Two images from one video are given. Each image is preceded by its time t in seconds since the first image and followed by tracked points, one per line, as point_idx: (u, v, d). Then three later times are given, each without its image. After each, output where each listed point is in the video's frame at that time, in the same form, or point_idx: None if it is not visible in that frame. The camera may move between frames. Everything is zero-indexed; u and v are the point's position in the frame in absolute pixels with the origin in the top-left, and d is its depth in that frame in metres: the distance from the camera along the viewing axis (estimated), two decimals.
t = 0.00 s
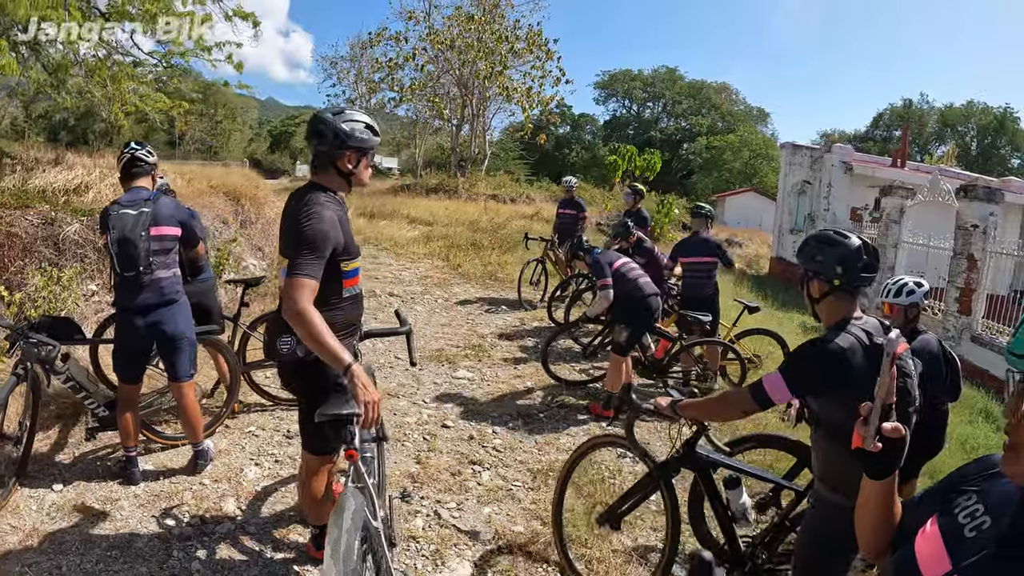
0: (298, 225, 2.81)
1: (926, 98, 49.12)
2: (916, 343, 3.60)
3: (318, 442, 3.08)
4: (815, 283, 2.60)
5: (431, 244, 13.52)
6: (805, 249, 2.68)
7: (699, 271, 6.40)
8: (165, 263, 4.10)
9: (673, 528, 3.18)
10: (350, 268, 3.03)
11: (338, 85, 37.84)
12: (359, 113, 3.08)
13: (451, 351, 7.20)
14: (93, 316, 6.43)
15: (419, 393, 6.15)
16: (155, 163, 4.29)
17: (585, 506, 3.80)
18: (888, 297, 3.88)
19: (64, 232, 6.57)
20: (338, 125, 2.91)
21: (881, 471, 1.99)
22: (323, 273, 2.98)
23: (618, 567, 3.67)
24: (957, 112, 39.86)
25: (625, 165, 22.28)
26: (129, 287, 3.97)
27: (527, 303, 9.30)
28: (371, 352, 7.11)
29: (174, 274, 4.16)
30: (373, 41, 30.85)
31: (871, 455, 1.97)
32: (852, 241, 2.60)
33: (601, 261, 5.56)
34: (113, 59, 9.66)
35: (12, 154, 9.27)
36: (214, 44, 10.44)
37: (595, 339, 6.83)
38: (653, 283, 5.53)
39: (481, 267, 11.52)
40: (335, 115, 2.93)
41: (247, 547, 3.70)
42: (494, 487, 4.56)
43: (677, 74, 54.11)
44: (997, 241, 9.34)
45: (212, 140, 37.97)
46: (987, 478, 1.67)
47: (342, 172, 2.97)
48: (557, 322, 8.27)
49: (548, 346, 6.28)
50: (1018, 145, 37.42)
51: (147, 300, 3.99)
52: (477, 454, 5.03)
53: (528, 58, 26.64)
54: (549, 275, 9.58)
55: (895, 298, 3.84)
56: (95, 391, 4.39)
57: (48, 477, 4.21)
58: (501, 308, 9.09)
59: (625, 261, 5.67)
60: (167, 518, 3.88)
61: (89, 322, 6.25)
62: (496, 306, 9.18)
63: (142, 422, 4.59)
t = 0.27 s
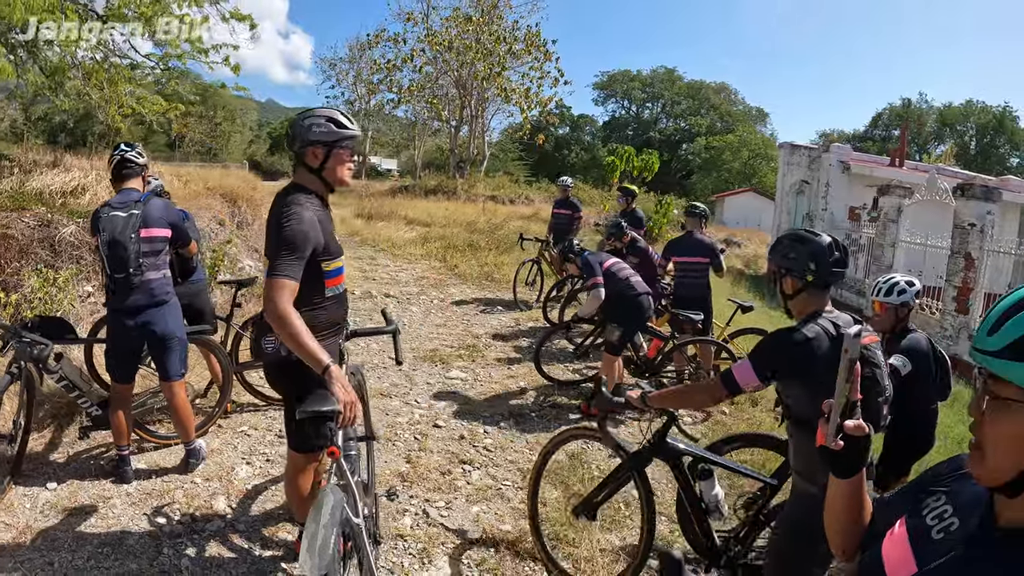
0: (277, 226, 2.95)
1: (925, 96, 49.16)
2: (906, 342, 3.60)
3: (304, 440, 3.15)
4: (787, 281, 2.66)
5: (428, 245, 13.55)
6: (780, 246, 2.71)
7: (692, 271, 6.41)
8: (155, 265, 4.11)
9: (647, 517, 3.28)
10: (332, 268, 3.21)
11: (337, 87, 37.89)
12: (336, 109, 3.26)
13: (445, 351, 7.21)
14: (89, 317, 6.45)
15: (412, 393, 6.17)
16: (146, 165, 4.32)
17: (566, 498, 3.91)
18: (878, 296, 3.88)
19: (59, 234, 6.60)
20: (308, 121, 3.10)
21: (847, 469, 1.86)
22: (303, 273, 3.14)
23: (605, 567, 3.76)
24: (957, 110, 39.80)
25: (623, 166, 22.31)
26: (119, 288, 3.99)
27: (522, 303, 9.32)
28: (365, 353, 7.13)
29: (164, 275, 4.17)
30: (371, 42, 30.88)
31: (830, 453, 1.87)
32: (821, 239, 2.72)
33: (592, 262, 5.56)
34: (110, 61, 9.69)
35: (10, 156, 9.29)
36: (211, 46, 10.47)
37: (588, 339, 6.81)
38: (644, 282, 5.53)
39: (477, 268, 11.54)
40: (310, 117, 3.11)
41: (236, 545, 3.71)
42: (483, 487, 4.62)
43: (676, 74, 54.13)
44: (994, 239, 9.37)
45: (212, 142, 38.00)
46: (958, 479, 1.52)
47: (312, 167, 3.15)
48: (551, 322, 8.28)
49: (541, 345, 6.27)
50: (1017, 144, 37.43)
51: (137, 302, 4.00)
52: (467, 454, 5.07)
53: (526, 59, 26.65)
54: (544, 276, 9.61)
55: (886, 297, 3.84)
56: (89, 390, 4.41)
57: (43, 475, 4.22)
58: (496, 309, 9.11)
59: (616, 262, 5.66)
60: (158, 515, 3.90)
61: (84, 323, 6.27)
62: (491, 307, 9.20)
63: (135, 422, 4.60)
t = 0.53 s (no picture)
0: (262, 229, 3.04)
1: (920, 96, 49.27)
2: (894, 339, 3.65)
3: (293, 442, 3.27)
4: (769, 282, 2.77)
5: (424, 247, 13.56)
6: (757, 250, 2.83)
7: (685, 271, 6.43)
8: (149, 268, 4.12)
9: (632, 510, 3.34)
10: (320, 271, 3.26)
11: (334, 89, 37.92)
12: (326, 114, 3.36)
13: (440, 352, 7.23)
14: (85, 320, 6.45)
15: (407, 394, 6.19)
16: (140, 169, 4.31)
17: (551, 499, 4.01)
18: (870, 296, 3.90)
19: (55, 238, 6.60)
20: (297, 126, 3.20)
21: (820, 469, 1.83)
22: (289, 275, 3.18)
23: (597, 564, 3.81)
24: (952, 109, 39.88)
25: (619, 166, 22.36)
26: (113, 292, 4.00)
27: (517, 304, 9.34)
28: (360, 354, 7.14)
29: (158, 278, 4.18)
30: (367, 45, 30.91)
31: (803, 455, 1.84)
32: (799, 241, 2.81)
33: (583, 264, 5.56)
34: (106, 65, 9.70)
35: (6, 160, 9.29)
36: (206, 50, 10.49)
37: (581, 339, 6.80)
38: (636, 283, 5.52)
39: (473, 269, 11.56)
40: (299, 122, 3.20)
41: (229, 545, 3.72)
42: (475, 486, 4.65)
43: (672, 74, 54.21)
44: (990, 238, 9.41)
45: (209, 144, 37.98)
46: (932, 479, 1.53)
47: (297, 171, 3.24)
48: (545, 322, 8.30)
49: (535, 345, 6.26)
50: (1013, 142, 37.55)
51: (131, 305, 4.01)
52: (460, 454, 5.10)
53: (522, 60, 26.69)
54: (539, 277, 9.63)
55: (877, 296, 3.86)
56: (84, 392, 4.41)
57: (39, 477, 4.23)
58: (491, 310, 9.12)
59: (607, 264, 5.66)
60: (153, 516, 3.90)
61: (80, 326, 6.27)
62: (486, 308, 9.21)
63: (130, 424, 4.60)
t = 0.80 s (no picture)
0: (255, 234, 3.06)
1: (915, 94, 49.42)
2: (886, 336, 3.68)
3: (292, 442, 3.27)
4: (753, 280, 2.79)
5: (421, 249, 13.57)
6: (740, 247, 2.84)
7: (680, 271, 6.45)
8: (147, 272, 4.13)
9: (628, 507, 3.33)
10: (313, 275, 3.27)
11: (329, 91, 37.91)
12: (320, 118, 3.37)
13: (436, 353, 7.24)
14: (82, 324, 6.45)
15: (404, 395, 6.19)
16: (136, 173, 4.33)
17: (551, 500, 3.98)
18: (863, 294, 3.92)
19: (52, 242, 6.60)
20: (293, 131, 3.21)
21: (806, 464, 1.83)
22: (283, 279, 3.19)
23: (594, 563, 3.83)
24: (947, 108, 39.99)
25: (614, 167, 22.40)
26: (111, 296, 4.00)
27: (514, 305, 9.36)
28: (356, 356, 7.14)
29: (156, 282, 4.18)
30: (362, 47, 30.91)
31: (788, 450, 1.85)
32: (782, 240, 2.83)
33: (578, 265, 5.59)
34: (101, 69, 9.69)
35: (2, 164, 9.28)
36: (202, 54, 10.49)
37: (576, 339, 6.79)
38: (630, 283, 5.53)
39: (469, 270, 11.57)
40: (295, 127, 3.21)
41: (228, 546, 3.72)
42: (472, 486, 4.66)
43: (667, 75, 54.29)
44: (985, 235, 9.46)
45: (205, 148, 37.93)
46: (916, 474, 1.55)
47: (292, 176, 3.26)
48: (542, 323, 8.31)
49: (531, 346, 6.25)
50: (1007, 140, 37.70)
51: (129, 308, 4.02)
52: (457, 455, 5.11)
53: (517, 61, 26.72)
54: (535, 278, 9.65)
55: (871, 294, 3.88)
56: (84, 396, 4.42)
57: (38, 481, 4.23)
58: (488, 311, 9.13)
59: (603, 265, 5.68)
60: (152, 518, 3.90)
61: (77, 330, 6.27)
62: (483, 309, 9.22)
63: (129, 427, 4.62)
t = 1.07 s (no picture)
0: (255, 236, 3.06)
1: (911, 93, 49.53)
2: (882, 335, 3.71)
3: (293, 441, 3.29)
4: (729, 280, 2.79)
5: (418, 250, 13.56)
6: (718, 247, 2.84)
7: (677, 272, 6.47)
8: (148, 273, 4.13)
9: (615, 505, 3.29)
10: (313, 275, 3.28)
11: (327, 93, 37.89)
12: (316, 119, 3.36)
13: (435, 354, 7.24)
14: (82, 326, 6.44)
15: (403, 395, 6.20)
16: (137, 175, 4.33)
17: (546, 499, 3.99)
18: (859, 293, 3.94)
19: (51, 244, 6.59)
20: (289, 133, 3.21)
21: (799, 458, 1.84)
22: (284, 280, 3.19)
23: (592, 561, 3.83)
24: (944, 107, 40.07)
25: (612, 167, 22.43)
26: (112, 297, 4.01)
27: (512, 305, 9.36)
28: (355, 357, 7.14)
29: (157, 283, 4.18)
30: (359, 48, 30.89)
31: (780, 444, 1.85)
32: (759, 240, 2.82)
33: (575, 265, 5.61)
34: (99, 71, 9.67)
35: None
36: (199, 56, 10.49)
37: (574, 339, 6.80)
38: (627, 282, 5.50)
39: (467, 271, 11.57)
40: (292, 129, 3.21)
41: (229, 546, 3.73)
42: (471, 486, 4.66)
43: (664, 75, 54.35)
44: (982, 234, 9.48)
45: (202, 149, 37.89)
46: (908, 467, 1.57)
47: (289, 178, 3.26)
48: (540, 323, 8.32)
49: (530, 345, 6.24)
50: (1004, 138, 37.82)
51: (130, 310, 4.02)
52: (456, 454, 5.12)
53: (514, 62, 26.71)
54: (534, 278, 9.65)
55: (867, 293, 3.90)
56: (84, 398, 4.42)
57: (39, 482, 4.23)
58: (486, 311, 9.13)
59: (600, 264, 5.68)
60: (153, 519, 3.91)
61: (76, 332, 6.26)
62: (481, 309, 9.22)
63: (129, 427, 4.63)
